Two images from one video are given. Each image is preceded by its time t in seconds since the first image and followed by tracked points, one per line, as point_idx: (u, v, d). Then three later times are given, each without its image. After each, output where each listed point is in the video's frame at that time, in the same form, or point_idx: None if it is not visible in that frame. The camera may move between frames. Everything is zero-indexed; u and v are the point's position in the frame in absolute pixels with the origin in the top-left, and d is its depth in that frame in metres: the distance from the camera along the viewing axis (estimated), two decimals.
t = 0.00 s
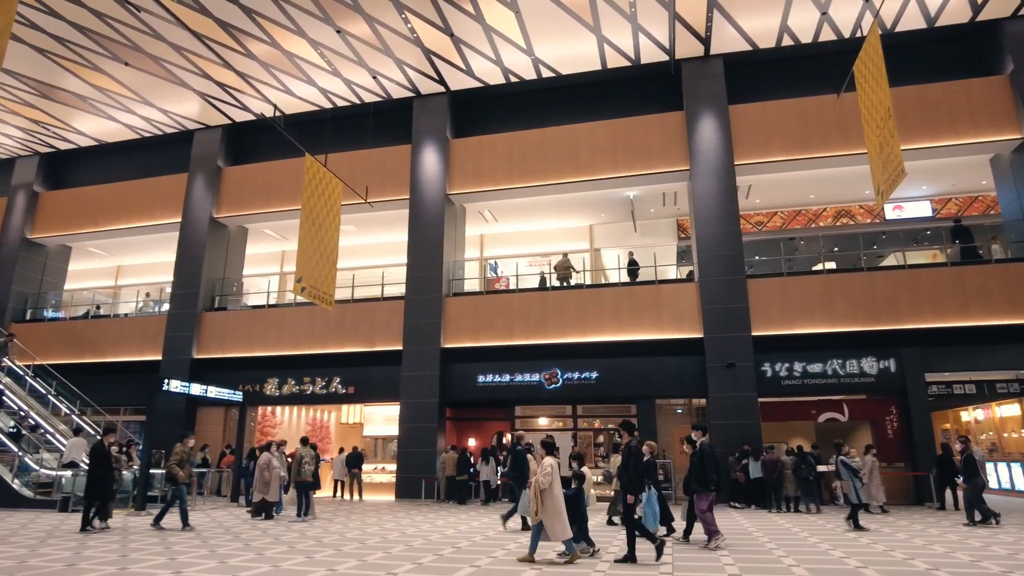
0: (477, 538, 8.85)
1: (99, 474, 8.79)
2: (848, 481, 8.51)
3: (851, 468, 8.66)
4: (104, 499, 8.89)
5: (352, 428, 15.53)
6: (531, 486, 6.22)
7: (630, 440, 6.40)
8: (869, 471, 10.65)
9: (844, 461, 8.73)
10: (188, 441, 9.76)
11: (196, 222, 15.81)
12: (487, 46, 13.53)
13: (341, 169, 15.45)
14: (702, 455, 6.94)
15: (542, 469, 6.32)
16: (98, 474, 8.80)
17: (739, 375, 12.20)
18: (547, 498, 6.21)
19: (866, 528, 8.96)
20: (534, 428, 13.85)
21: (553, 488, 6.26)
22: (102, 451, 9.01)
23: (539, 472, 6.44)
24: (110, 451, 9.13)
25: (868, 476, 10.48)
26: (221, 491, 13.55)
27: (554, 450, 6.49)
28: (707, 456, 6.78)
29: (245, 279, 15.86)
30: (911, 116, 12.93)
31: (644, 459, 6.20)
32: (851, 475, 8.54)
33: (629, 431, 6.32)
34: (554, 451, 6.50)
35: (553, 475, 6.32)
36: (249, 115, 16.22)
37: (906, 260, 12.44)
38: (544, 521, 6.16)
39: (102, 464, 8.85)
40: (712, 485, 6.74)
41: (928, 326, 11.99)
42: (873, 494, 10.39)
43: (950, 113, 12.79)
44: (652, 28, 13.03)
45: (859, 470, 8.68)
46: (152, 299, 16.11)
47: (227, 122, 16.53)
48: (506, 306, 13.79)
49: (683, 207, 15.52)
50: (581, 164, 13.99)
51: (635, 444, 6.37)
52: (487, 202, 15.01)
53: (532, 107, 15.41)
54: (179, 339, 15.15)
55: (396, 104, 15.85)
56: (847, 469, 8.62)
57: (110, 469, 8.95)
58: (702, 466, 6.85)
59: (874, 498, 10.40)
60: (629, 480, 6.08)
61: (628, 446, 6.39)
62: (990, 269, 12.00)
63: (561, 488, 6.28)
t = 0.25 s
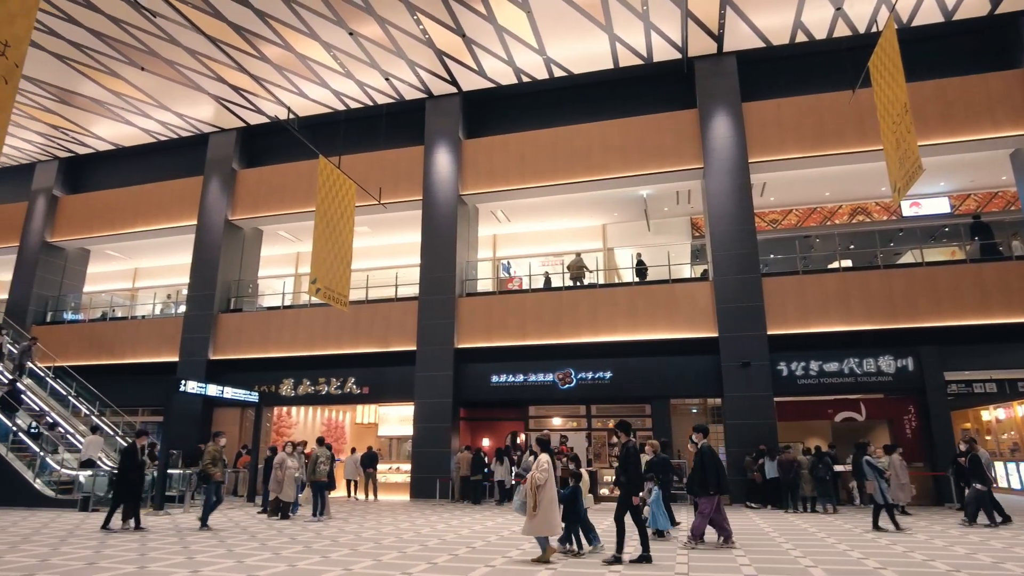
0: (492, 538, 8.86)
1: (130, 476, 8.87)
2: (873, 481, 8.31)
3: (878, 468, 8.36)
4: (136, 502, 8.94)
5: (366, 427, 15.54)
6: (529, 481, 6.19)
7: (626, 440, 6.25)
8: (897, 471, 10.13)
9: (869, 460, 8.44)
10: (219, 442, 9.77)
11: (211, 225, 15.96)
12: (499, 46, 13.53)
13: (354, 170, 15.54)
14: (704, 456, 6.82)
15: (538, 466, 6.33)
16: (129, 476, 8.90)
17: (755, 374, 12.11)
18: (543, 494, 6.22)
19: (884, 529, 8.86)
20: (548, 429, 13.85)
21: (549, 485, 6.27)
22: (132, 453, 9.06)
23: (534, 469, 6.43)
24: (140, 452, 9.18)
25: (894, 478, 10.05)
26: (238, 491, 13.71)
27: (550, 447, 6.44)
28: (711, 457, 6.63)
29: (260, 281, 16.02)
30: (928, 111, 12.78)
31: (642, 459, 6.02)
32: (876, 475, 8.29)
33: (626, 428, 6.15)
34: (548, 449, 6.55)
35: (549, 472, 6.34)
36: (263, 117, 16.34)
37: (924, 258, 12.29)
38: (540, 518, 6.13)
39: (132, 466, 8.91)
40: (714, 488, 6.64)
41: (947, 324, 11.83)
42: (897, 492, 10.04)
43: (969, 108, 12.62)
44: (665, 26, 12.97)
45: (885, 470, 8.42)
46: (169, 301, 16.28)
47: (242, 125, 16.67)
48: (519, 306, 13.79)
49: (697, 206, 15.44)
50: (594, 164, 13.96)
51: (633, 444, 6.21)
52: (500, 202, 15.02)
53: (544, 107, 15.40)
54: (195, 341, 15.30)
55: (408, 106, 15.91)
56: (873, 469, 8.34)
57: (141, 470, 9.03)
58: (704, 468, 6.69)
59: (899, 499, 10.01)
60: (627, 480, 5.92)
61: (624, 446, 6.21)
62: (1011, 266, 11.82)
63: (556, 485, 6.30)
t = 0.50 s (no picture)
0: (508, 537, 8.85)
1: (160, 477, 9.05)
2: (902, 481, 8.10)
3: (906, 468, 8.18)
4: (166, 505, 9.07)
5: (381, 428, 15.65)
6: (522, 487, 6.15)
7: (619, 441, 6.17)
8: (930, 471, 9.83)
9: (897, 460, 8.28)
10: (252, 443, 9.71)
11: (226, 227, 16.10)
12: (510, 46, 13.53)
13: (367, 171, 15.63)
14: (705, 456, 6.74)
15: (532, 470, 6.29)
16: (157, 477, 9.13)
17: (771, 373, 12.02)
18: (536, 499, 6.18)
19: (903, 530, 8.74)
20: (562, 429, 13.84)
21: (542, 489, 6.22)
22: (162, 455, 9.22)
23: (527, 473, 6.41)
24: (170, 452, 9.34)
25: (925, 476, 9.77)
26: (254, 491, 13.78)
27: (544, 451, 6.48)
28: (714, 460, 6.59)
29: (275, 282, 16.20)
30: (945, 106, 12.61)
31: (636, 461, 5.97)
32: (905, 476, 8.08)
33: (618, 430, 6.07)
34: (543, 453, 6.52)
35: (542, 477, 6.31)
36: (277, 120, 16.45)
37: (942, 255, 12.13)
38: (534, 524, 6.12)
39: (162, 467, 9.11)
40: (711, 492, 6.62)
41: (966, 321, 11.67)
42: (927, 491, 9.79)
43: (986, 103, 12.44)
44: (677, 23, 12.91)
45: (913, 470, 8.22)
46: (185, 303, 16.45)
47: (256, 128, 16.80)
48: (532, 306, 13.78)
49: (711, 204, 15.36)
50: (607, 163, 13.91)
51: (626, 445, 6.15)
52: (512, 202, 15.03)
53: (556, 107, 15.38)
54: (211, 342, 15.45)
55: (420, 107, 15.96)
56: (902, 469, 8.16)
57: (170, 470, 9.27)
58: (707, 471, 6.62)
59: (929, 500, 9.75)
60: (621, 483, 5.86)
61: (618, 447, 6.14)
62: None
63: (550, 489, 6.27)
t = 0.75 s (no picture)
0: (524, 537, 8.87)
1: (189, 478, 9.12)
2: (933, 481, 8.08)
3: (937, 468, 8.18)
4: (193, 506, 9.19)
5: (396, 428, 15.79)
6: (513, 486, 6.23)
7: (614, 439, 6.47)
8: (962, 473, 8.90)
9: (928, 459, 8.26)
10: (284, 442, 10.27)
11: (241, 229, 16.25)
12: (523, 46, 13.54)
13: (380, 173, 15.71)
14: (706, 456, 6.84)
15: (523, 468, 6.34)
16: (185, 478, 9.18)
17: (787, 372, 11.93)
18: (528, 496, 6.28)
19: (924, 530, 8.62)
20: (577, 429, 13.86)
21: (534, 487, 6.31)
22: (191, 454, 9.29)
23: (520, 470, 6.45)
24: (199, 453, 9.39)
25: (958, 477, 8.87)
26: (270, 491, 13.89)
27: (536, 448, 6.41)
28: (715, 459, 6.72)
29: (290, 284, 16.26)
30: (964, 101, 12.44)
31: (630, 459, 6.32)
32: (936, 475, 8.11)
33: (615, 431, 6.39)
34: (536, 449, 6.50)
35: (535, 474, 6.34)
36: (291, 122, 16.57)
37: (961, 252, 11.96)
38: (526, 521, 6.23)
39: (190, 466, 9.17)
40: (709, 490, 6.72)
41: (986, 319, 11.51)
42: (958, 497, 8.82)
43: (1006, 97, 12.26)
44: (690, 21, 12.85)
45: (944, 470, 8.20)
46: (201, 305, 16.63)
47: (270, 131, 16.93)
48: (545, 306, 13.77)
49: (725, 202, 15.27)
50: (620, 162, 13.88)
51: (620, 443, 6.45)
52: (525, 202, 15.03)
53: (568, 106, 15.37)
54: (228, 343, 15.60)
55: (432, 108, 16.01)
56: (933, 469, 8.16)
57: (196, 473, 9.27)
58: (709, 472, 6.74)
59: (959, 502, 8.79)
60: (614, 481, 6.18)
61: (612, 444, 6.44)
62: None
63: (543, 486, 6.35)
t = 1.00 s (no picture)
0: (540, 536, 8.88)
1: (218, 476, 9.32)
2: (961, 482, 7.85)
3: (964, 467, 7.95)
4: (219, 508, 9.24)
5: (411, 428, 15.86)
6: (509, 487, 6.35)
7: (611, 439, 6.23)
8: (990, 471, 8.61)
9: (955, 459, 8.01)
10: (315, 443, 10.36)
11: (257, 231, 16.39)
12: (534, 46, 13.53)
13: (394, 174, 15.78)
14: (707, 457, 6.98)
15: (520, 469, 6.44)
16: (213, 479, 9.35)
17: (803, 371, 11.82)
18: (524, 497, 6.37)
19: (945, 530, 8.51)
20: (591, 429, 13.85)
21: (530, 488, 6.40)
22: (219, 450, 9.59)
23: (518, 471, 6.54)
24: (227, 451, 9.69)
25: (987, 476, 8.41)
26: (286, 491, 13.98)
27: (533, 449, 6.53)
28: (715, 458, 6.88)
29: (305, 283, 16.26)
30: (982, 96, 12.26)
31: (626, 459, 6.08)
32: (963, 474, 7.86)
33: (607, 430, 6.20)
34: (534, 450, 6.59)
35: (531, 476, 6.43)
36: (304, 125, 16.69)
37: (980, 248, 11.79)
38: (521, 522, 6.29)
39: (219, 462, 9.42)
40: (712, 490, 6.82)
41: (1006, 316, 11.33)
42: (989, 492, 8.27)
43: None
44: (702, 19, 12.78)
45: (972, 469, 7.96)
46: (217, 307, 16.80)
47: (284, 133, 17.06)
48: (559, 306, 13.76)
49: (739, 201, 15.16)
50: (634, 160, 13.84)
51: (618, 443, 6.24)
52: (538, 202, 15.03)
53: (580, 106, 15.34)
54: (244, 344, 15.74)
55: (445, 108, 16.06)
56: (960, 469, 7.93)
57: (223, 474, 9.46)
58: (710, 472, 6.87)
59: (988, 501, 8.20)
60: (611, 482, 5.99)
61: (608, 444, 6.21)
62: None
63: (539, 486, 6.43)
